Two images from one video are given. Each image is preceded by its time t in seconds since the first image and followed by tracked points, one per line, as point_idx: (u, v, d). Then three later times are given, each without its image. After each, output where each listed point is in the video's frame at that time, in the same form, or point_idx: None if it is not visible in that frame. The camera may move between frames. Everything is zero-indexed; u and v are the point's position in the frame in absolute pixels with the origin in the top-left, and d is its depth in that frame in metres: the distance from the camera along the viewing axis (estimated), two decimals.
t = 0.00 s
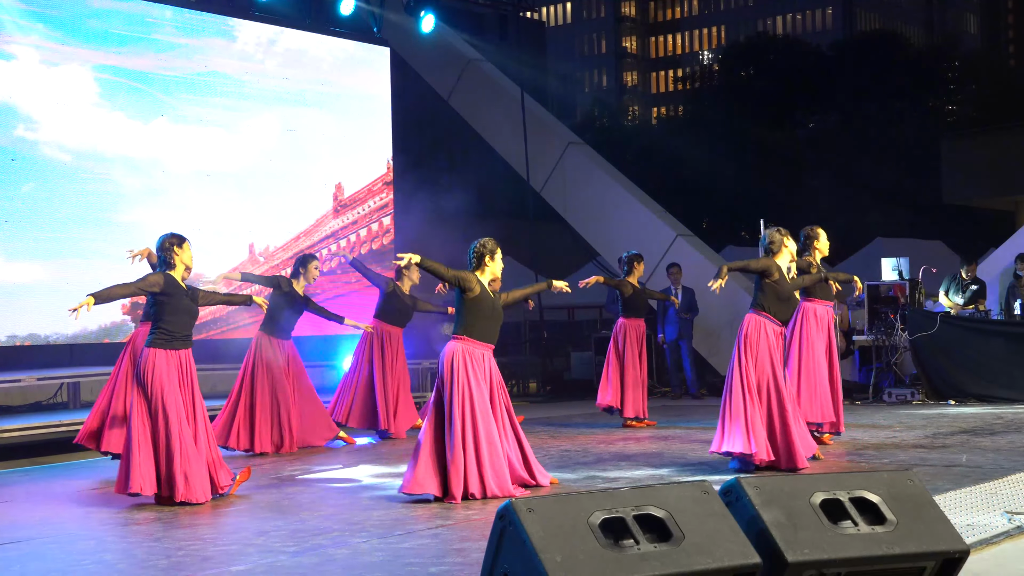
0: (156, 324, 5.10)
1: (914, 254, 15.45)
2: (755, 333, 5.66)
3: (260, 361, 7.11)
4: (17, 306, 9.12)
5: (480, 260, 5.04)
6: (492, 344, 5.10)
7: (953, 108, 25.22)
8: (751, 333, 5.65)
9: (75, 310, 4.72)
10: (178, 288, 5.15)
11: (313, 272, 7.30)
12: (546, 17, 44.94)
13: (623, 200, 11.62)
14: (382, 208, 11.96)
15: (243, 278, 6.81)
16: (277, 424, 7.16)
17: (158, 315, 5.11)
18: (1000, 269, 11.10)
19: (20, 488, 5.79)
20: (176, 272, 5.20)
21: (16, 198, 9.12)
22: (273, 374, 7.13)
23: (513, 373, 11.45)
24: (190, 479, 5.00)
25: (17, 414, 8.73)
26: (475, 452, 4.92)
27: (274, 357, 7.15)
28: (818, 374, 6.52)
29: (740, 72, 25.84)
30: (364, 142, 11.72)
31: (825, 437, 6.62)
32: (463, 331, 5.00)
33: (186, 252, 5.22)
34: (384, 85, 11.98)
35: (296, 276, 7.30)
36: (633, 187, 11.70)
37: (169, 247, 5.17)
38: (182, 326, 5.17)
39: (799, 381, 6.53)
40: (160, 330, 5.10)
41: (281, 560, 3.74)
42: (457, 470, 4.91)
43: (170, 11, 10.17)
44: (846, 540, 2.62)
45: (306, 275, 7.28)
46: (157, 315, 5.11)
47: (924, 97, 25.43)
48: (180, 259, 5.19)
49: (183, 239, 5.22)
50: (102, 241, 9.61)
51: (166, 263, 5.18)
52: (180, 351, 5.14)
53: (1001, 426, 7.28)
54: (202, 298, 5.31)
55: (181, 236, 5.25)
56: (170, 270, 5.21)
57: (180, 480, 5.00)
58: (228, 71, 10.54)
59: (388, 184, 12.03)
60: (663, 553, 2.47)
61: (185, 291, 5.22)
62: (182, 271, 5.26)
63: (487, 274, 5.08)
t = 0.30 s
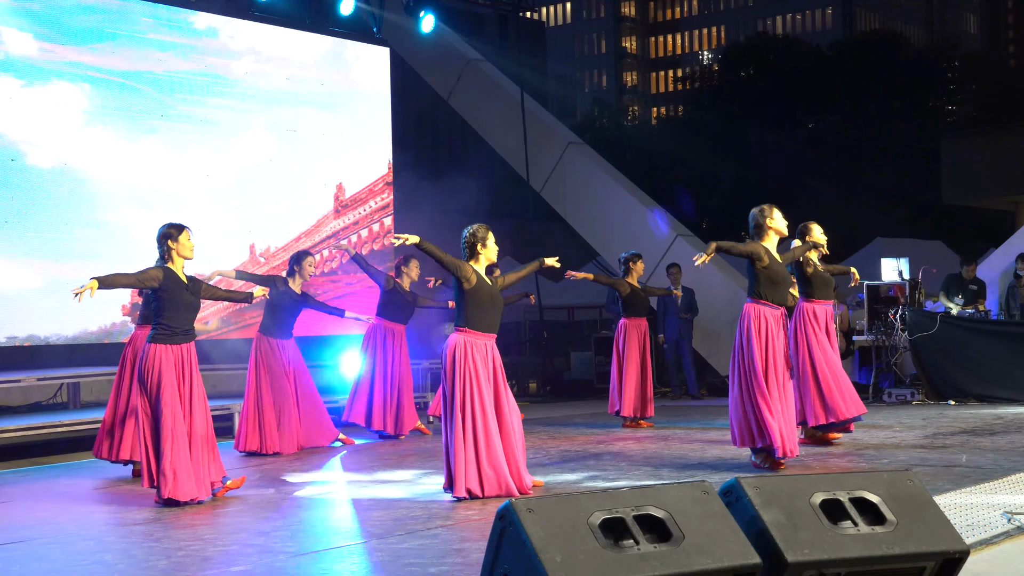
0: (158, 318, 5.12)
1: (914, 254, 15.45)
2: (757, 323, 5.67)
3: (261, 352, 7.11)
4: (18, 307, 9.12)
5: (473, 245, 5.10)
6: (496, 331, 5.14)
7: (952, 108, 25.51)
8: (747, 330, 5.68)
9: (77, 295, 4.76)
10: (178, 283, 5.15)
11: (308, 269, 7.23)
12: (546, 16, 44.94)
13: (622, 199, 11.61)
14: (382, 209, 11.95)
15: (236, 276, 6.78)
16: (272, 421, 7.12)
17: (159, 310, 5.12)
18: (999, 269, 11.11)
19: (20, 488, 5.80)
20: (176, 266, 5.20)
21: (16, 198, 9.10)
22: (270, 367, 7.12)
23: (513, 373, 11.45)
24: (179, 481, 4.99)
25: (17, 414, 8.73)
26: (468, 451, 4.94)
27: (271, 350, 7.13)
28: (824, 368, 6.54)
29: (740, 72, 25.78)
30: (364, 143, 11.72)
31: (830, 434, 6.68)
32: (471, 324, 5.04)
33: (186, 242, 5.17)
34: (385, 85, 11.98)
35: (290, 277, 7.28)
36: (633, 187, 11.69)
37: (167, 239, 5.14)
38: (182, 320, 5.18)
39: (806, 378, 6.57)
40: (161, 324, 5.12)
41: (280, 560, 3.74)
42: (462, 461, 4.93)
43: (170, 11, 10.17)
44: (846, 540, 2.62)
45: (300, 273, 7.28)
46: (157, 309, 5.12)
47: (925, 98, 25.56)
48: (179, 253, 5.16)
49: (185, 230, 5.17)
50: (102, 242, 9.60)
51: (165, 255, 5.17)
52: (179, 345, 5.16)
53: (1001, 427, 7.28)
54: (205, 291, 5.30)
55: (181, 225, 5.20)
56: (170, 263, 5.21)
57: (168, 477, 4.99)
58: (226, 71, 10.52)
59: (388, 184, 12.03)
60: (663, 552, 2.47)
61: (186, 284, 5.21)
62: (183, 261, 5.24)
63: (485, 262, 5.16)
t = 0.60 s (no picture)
0: (164, 316, 5.14)
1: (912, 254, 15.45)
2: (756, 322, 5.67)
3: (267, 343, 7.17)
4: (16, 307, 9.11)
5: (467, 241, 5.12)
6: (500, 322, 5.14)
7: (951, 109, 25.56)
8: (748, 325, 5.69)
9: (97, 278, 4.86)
10: (182, 281, 5.16)
11: (297, 255, 7.27)
12: (545, 17, 44.86)
13: (621, 199, 11.60)
14: (381, 209, 11.95)
15: (229, 273, 6.80)
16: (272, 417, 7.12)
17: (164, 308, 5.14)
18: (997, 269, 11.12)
19: (18, 488, 5.79)
20: (181, 264, 5.21)
21: (14, 198, 9.07)
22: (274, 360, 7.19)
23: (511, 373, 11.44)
24: (163, 479, 4.99)
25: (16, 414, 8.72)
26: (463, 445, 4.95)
27: (277, 343, 7.20)
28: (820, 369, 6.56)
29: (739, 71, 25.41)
30: (362, 143, 11.71)
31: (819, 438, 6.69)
32: (476, 316, 5.05)
33: (187, 239, 5.16)
34: (383, 85, 11.97)
35: (279, 266, 7.32)
36: (632, 187, 11.68)
37: (168, 236, 5.13)
38: (188, 319, 5.19)
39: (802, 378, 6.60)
40: (167, 322, 5.14)
41: (279, 560, 3.74)
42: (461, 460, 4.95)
43: (168, 12, 10.16)
44: (844, 540, 2.62)
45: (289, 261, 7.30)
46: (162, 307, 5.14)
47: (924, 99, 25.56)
48: (181, 251, 5.16)
49: (186, 227, 5.16)
50: (100, 243, 9.58)
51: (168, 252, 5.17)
52: (182, 344, 5.15)
53: (999, 427, 7.28)
54: (211, 288, 5.30)
55: (183, 222, 5.19)
56: (173, 261, 5.22)
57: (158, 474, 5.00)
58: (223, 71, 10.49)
59: (388, 184, 12.03)
60: (662, 552, 2.47)
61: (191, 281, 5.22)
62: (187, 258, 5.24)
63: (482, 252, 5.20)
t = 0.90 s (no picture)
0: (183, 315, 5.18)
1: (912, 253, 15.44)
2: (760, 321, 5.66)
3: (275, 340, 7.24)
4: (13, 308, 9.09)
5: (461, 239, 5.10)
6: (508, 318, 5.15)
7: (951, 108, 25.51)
8: (753, 322, 5.66)
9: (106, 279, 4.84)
10: (197, 280, 5.20)
11: (288, 252, 7.26)
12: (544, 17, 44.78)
13: (621, 199, 11.59)
14: (383, 210, 11.96)
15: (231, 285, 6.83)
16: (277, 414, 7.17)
17: (183, 307, 5.19)
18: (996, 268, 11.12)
19: (18, 488, 5.79)
20: (194, 263, 5.24)
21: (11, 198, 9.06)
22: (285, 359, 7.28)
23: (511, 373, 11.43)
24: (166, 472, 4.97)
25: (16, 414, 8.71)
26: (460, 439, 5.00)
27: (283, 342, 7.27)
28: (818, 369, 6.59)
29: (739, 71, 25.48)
30: (362, 143, 11.70)
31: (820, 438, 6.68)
32: (483, 317, 5.05)
33: (198, 237, 5.18)
34: (383, 84, 11.97)
35: (274, 264, 7.32)
36: (633, 187, 11.67)
37: (179, 236, 5.15)
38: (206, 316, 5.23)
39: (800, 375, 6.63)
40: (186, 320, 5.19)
41: (279, 560, 3.74)
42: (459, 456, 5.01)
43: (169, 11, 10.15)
44: (844, 540, 2.62)
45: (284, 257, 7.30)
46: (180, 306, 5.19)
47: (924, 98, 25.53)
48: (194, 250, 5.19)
49: (195, 225, 5.17)
50: (100, 243, 9.58)
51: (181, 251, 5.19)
52: (203, 339, 5.18)
53: (999, 427, 7.28)
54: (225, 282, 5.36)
55: (191, 220, 5.20)
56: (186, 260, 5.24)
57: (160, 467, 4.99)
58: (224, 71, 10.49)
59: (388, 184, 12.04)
60: (662, 552, 2.47)
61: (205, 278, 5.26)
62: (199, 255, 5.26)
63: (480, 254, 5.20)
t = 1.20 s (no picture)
0: (193, 315, 5.17)
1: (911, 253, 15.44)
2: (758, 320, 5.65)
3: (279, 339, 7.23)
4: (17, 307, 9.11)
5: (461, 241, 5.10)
6: (507, 319, 5.16)
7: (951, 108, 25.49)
8: (753, 322, 5.66)
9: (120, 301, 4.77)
10: (206, 280, 5.20)
11: (281, 253, 7.26)
12: (543, 17, 44.73)
13: (620, 200, 11.59)
14: (383, 210, 11.98)
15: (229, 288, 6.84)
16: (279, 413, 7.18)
17: (192, 309, 5.17)
18: (994, 268, 11.13)
19: (17, 488, 5.78)
20: (201, 264, 5.22)
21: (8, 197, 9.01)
22: (290, 358, 7.28)
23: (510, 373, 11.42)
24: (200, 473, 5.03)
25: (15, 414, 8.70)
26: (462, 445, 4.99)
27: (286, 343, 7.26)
28: (817, 367, 6.62)
29: (740, 72, 25.11)
30: (360, 143, 11.69)
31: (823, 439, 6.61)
32: (485, 317, 5.05)
33: (205, 238, 5.17)
34: (382, 84, 11.96)
35: (268, 265, 7.30)
36: (632, 187, 11.67)
37: (187, 236, 5.14)
38: (216, 316, 5.23)
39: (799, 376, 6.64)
40: (195, 321, 5.18)
41: (279, 560, 3.74)
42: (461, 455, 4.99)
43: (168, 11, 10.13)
44: (843, 540, 2.62)
45: (277, 257, 7.29)
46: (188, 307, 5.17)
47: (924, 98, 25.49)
48: (201, 252, 5.17)
49: (202, 226, 5.17)
50: (98, 242, 9.57)
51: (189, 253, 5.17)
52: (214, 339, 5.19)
53: (998, 427, 7.28)
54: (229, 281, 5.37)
55: (197, 221, 5.19)
56: (192, 262, 5.23)
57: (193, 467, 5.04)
58: (223, 71, 10.50)
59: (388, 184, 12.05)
60: (661, 552, 2.46)
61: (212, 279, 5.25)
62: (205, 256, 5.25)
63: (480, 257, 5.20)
